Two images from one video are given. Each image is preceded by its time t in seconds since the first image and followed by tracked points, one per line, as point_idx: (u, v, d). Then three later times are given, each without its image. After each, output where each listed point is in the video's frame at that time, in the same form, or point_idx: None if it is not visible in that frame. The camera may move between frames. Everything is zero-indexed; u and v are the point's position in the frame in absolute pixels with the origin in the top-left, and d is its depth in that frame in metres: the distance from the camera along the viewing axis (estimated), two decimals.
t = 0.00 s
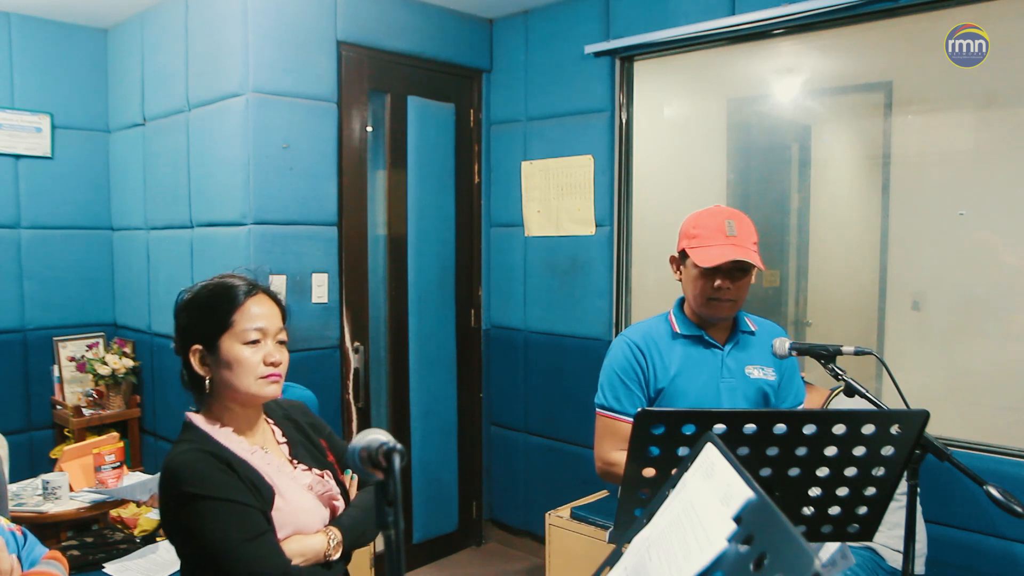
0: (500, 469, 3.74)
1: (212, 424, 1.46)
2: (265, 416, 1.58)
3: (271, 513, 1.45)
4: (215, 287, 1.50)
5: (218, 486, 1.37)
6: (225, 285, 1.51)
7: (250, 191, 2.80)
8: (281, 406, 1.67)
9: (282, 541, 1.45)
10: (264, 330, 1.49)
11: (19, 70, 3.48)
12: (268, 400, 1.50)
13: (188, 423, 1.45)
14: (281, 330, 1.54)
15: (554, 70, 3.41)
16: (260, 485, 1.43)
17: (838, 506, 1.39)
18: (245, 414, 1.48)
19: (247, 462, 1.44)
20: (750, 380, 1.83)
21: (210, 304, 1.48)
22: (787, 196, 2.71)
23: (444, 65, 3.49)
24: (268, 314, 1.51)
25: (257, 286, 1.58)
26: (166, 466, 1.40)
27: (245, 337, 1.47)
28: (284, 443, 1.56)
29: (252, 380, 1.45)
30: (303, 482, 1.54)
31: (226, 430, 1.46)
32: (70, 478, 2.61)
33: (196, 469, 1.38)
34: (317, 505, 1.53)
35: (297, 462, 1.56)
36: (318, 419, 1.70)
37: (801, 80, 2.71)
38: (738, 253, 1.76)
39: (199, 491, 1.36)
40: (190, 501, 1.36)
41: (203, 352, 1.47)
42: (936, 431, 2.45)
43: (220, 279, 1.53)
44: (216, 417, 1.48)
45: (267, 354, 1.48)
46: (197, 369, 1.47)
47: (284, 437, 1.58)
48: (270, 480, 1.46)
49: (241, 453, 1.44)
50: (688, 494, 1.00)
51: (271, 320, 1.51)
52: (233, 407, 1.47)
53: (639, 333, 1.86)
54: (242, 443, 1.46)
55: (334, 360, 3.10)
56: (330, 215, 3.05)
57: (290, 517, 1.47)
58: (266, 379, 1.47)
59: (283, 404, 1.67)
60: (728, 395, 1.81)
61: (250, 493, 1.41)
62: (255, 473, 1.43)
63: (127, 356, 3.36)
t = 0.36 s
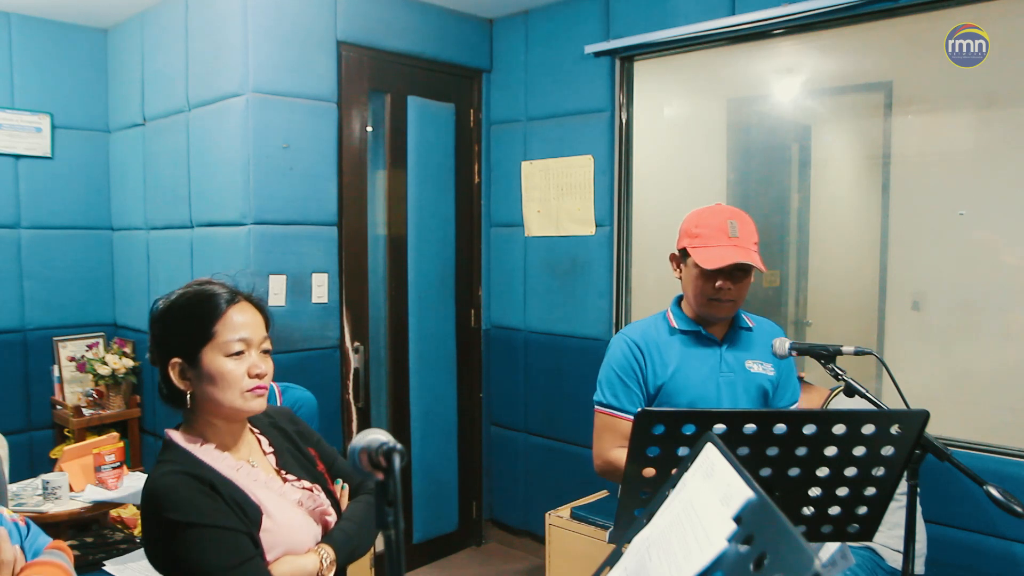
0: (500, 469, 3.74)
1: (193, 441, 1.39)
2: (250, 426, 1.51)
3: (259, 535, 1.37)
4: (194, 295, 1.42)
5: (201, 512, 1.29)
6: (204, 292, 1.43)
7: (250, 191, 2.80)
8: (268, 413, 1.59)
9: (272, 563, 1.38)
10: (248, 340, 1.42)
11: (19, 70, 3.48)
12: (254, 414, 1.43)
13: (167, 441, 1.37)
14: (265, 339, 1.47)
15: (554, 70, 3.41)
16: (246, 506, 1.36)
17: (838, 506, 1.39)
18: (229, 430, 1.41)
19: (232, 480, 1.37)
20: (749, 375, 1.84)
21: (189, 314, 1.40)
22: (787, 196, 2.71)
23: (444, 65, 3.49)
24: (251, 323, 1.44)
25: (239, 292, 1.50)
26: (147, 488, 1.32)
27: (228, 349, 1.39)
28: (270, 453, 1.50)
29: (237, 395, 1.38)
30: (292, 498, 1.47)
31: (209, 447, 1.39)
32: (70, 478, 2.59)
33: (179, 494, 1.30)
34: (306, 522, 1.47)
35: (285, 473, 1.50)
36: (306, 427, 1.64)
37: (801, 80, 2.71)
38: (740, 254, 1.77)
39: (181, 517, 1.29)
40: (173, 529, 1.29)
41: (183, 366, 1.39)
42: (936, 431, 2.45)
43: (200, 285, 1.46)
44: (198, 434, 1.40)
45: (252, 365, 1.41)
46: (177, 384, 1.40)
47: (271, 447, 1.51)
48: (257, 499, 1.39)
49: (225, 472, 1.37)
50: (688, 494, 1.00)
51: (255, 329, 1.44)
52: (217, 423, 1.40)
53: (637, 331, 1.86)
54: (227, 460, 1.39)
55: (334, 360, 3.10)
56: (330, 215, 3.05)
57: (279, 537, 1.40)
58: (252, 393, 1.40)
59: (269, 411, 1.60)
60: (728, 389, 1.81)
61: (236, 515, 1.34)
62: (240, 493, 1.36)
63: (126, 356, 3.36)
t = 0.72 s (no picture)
0: (500, 469, 3.74)
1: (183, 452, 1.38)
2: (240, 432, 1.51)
3: (255, 549, 1.36)
4: (181, 303, 1.40)
5: (194, 527, 1.27)
6: (192, 299, 1.41)
7: (251, 191, 2.80)
8: (258, 419, 1.60)
9: None
10: (238, 348, 1.40)
11: (19, 70, 3.47)
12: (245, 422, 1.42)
13: (157, 453, 1.36)
14: (255, 345, 1.45)
15: (554, 71, 3.41)
16: (240, 519, 1.35)
17: (838, 506, 1.39)
18: (220, 439, 1.41)
19: (223, 493, 1.36)
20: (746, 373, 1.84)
21: (177, 323, 1.38)
22: (788, 196, 2.71)
23: (444, 65, 3.49)
24: (240, 330, 1.42)
25: (226, 297, 1.49)
26: (136, 506, 1.30)
27: (218, 358, 1.38)
28: (263, 460, 1.50)
29: (228, 404, 1.37)
30: (286, 508, 1.46)
31: (200, 458, 1.38)
32: (70, 478, 2.60)
33: (171, 511, 1.28)
34: (303, 532, 1.45)
35: (278, 480, 1.50)
36: (295, 433, 1.64)
37: (801, 80, 2.71)
38: (740, 266, 1.74)
39: (173, 534, 1.26)
40: (166, 547, 1.26)
41: (172, 376, 1.38)
42: (936, 431, 2.45)
43: (187, 292, 1.43)
44: (189, 444, 1.39)
45: (242, 374, 1.40)
46: (166, 395, 1.39)
47: (262, 453, 1.52)
48: (250, 512, 1.38)
49: (216, 483, 1.36)
50: (688, 494, 1.00)
51: (244, 336, 1.42)
52: (207, 433, 1.39)
53: (633, 332, 1.86)
54: (218, 470, 1.38)
55: (334, 360, 3.10)
56: (330, 215, 3.05)
57: (275, 550, 1.39)
58: (243, 402, 1.39)
59: (258, 417, 1.60)
60: (727, 387, 1.81)
61: (231, 530, 1.32)
62: (233, 506, 1.35)
63: (126, 356, 3.36)
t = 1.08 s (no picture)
0: (500, 469, 3.74)
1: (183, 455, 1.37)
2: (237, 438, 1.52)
3: (260, 554, 1.36)
4: (178, 305, 1.39)
5: (200, 532, 1.27)
6: (189, 302, 1.40)
7: (250, 191, 2.80)
8: (253, 424, 1.60)
9: None
10: (238, 348, 1.40)
11: (19, 70, 3.48)
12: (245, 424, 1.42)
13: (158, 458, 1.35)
14: (254, 345, 1.45)
15: (554, 70, 3.41)
16: (246, 523, 1.35)
17: (838, 506, 1.39)
18: (220, 443, 1.40)
19: (226, 497, 1.35)
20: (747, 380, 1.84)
21: (175, 327, 1.38)
22: (788, 196, 2.71)
23: (444, 65, 3.49)
24: (239, 330, 1.42)
25: (223, 298, 1.48)
26: (139, 511, 1.28)
27: (219, 358, 1.38)
28: (260, 464, 1.50)
29: (230, 405, 1.37)
30: (287, 511, 1.46)
31: (202, 462, 1.37)
32: (70, 478, 2.60)
33: (176, 516, 1.27)
34: (304, 535, 1.46)
35: (277, 483, 1.50)
36: (290, 437, 1.64)
37: (801, 80, 2.71)
38: (746, 281, 1.73)
39: (179, 539, 1.25)
40: (171, 552, 1.25)
41: (171, 380, 1.37)
42: (936, 431, 2.44)
43: (182, 295, 1.42)
44: (190, 448, 1.39)
45: (243, 374, 1.40)
46: (166, 399, 1.38)
47: (259, 458, 1.52)
48: (254, 516, 1.38)
49: (218, 487, 1.35)
50: (688, 494, 1.00)
51: (243, 336, 1.42)
52: (209, 436, 1.39)
53: (638, 333, 1.86)
54: (219, 475, 1.37)
55: (334, 360, 3.10)
56: (330, 214, 3.05)
57: (279, 554, 1.39)
58: (245, 402, 1.39)
59: (253, 422, 1.60)
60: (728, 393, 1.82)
61: (237, 535, 1.32)
62: (238, 510, 1.35)
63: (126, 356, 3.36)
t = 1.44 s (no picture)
0: (500, 469, 3.74)
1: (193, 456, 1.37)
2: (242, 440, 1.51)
3: (272, 554, 1.36)
4: (182, 305, 1.39)
5: (215, 531, 1.27)
6: (192, 302, 1.40)
7: (250, 191, 2.80)
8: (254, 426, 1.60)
9: None
10: (244, 344, 1.40)
11: (19, 70, 3.48)
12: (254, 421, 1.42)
13: (168, 459, 1.34)
14: (258, 342, 1.45)
15: (554, 70, 3.41)
16: (259, 525, 1.35)
17: (838, 506, 1.39)
18: (230, 442, 1.40)
19: (239, 499, 1.35)
20: (749, 379, 1.84)
21: (180, 328, 1.37)
22: (788, 196, 2.71)
23: (444, 65, 3.49)
24: (244, 327, 1.42)
25: (223, 297, 1.48)
26: (152, 512, 1.27)
27: (227, 355, 1.37)
28: (264, 466, 1.50)
29: (241, 401, 1.37)
30: (295, 512, 1.46)
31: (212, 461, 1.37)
32: (70, 478, 2.60)
33: (192, 515, 1.27)
34: (311, 535, 1.46)
35: (281, 485, 1.50)
36: (290, 438, 1.64)
37: (801, 80, 2.71)
38: (748, 275, 1.74)
39: (195, 539, 1.25)
40: (186, 552, 1.25)
41: (180, 380, 1.36)
42: (936, 431, 2.45)
43: (183, 296, 1.42)
44: (201, 448, 1.38)
45: (251, 369, 1.40)
46: (175, 401, 1.37)
47: (263, 459, 1.51)
48: (265, 517, 1.38)
49: (229, 489, 1.35)
50: (688, 494, 1.00)
51: (248, 333, 1.42)
52: (219, 435, 1.39)
53: (640, 331, 1.85)
54: (228, 476, 1.37)
55: (334, 360, 3.11)
56: (330, 214, 3.05)
57: (289, 555, 1.39)
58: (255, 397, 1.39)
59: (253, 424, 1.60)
60: (729, 394, 1.82)
61: (251, 535, 1.32)
62: (250, 511, 1.35)
63: (126, 356, 3.36)
